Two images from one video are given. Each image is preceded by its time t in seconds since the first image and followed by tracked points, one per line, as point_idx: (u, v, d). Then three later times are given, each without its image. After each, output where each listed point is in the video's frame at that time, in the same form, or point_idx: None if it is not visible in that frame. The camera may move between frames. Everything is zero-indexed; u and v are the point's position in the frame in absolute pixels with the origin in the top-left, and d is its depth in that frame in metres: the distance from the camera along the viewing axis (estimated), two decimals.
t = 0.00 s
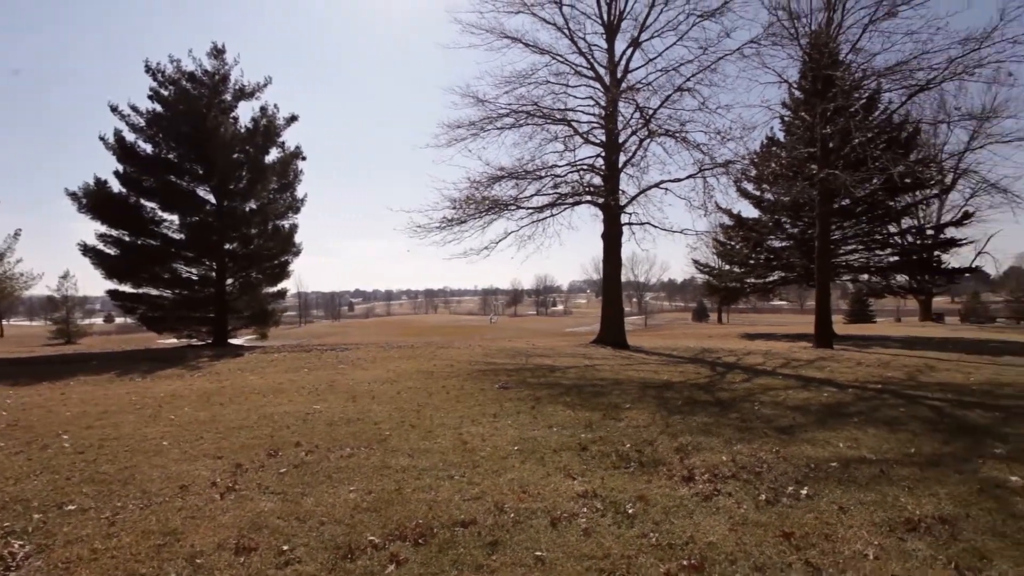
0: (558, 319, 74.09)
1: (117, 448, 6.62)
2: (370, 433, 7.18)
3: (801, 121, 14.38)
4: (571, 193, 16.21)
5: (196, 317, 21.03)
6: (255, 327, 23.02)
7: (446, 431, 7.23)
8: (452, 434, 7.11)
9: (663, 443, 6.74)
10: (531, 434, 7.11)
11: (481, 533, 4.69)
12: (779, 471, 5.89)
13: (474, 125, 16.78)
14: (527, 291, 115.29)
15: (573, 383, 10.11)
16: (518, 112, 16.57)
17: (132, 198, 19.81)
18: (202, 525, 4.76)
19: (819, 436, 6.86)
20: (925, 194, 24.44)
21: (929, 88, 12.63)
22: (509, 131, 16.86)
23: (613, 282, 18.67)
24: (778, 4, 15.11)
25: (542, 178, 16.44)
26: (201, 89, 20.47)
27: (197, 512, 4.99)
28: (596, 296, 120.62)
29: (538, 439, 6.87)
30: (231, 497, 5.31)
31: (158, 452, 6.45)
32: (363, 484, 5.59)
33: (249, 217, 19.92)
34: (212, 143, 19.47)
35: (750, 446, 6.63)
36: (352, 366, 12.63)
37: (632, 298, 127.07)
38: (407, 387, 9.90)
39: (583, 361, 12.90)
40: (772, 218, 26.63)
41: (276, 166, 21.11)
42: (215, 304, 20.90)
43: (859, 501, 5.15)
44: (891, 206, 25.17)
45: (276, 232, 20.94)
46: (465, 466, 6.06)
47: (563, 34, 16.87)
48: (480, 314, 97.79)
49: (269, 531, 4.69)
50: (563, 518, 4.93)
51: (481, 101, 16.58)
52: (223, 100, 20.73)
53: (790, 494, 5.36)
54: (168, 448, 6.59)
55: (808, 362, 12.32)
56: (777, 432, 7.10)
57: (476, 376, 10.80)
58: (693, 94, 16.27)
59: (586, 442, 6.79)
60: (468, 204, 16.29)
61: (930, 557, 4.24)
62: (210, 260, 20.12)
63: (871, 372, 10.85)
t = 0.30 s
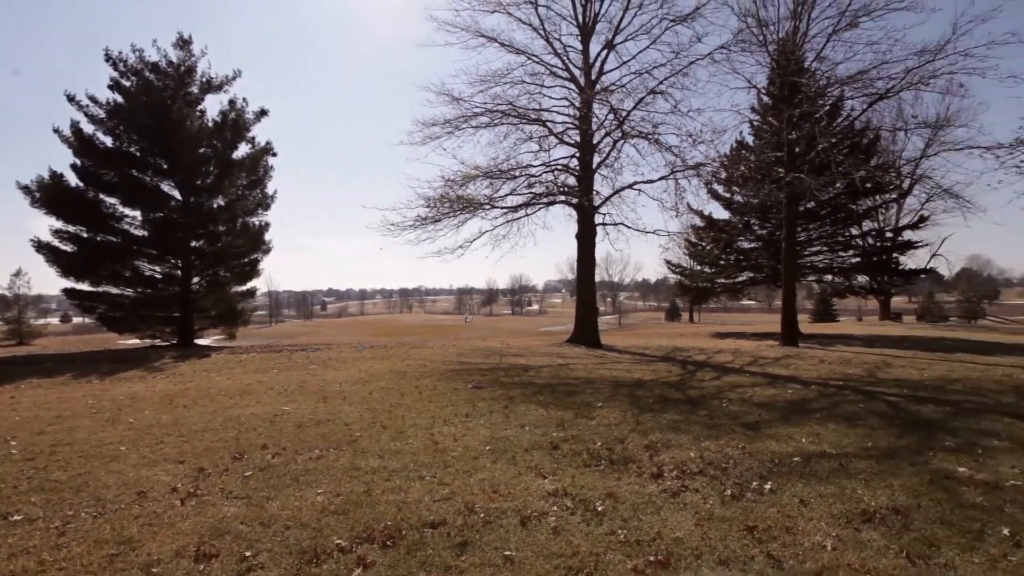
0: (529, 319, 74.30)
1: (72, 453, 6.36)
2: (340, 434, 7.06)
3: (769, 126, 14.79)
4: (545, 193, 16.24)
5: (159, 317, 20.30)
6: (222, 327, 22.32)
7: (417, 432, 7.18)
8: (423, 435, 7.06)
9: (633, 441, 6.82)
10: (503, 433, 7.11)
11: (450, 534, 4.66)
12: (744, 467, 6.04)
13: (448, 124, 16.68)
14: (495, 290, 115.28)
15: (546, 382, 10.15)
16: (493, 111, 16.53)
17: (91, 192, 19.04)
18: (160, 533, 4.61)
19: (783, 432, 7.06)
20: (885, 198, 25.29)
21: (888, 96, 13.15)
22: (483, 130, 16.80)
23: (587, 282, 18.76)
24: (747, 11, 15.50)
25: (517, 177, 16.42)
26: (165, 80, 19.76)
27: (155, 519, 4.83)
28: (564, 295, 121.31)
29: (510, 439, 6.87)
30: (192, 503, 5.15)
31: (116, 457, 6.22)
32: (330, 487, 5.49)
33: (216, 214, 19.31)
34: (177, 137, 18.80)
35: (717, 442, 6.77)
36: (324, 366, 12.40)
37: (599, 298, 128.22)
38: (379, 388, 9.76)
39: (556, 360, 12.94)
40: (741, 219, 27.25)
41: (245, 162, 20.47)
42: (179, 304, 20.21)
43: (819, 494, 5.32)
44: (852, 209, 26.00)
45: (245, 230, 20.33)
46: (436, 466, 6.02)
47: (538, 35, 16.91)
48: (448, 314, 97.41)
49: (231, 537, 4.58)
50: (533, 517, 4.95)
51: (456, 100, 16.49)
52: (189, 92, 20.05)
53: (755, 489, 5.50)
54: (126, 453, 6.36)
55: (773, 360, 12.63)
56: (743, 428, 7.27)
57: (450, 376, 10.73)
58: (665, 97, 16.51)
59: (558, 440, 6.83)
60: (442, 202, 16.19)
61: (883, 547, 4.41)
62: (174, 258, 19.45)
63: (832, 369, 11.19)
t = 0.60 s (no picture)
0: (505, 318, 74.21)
1: (32, 458, 6.12)
2: (313, 435, 6.94)
3: (744, 128, 15.09)
4: (523, 192, 16.23)
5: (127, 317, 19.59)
6: (194, 327, 21.65)
7: (393, 431, 7.11)
8: (399, 434, 6.99)
9: (609, 439, 6.88)
10: (480, 432, 7.08)
11: (425, 535, 4.63)
12: (716, 463, 6.15)
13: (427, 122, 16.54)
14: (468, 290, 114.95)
15: (524, 380, 10.15)
16: (472, 109, 16.45)
17: (53, 187, 18.36)
18: (122, 540, 4.47)
19: (755, 428, 7.21)
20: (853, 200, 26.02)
21: (857, 101, 13.55)
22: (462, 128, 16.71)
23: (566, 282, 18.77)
24: (723, 15, 15.79)
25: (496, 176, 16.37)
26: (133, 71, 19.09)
27: (117, 525, 4.68)
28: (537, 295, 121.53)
29: (485, 438, 6.85)
30: (157, 508, 5.01)
31: (78, 462, 6.01)
32: (302, 489, 5.39)
33: (188, 210, 18.80)
34: (146, 130, 18.23)
35: (691, 439, 6.87)
36: (300, 366, 12.18)
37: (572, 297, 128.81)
38: (355, 387, 9.62)
39: (534, 359, 12.95)
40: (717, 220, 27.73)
41: (218, 156, 20.03)
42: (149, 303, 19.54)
43: (788, 488, 5.45)
44: (823, 210, 26.66)
45: (218, 226, 19.76)
46: (412, 466, 5.97)
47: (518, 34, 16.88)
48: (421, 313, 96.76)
49: (197, 542, 4.47)
50: (507, 515, 4.94)
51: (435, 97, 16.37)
52: (158, 84, 19.40)
53: (726, 484, 5.61)
54: (89, 457, 6.15)
55: (747, 358, 12.87)
56: (716, 425, 7.40)
57: (428, 375, 10.64)
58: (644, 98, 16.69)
59: (534, 439, 6.84)
60: (421, 201, 16.07)
61: (848, 539, 4.55)
62: (143, 255, 18.82)
63: (803, 367, 11.45)
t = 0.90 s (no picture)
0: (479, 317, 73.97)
1: None
2: (287, 436, 6.82)
3: (720, 130, 15.35)
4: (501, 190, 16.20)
5: (93, 317, 18.90)
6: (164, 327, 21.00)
7: (368, 431, 7.03)
8: (375, 434, 6.92)
9: (586, 436, 6.93)
10: (457, 431, 7.06)
11: (399, 535, 4.60)
12: (690, 459, 6.24)
13: (406, 118, 16.41)
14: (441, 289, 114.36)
15: (503, 379, 10.13)
16: (452, 107, 16.36)
17: (14, 181, 17.65)
18: (82, 548, 4.33)
19: (728, 424, 7.34)
20: (825, 201, 26.66)
21: (828, 105, 13.92)
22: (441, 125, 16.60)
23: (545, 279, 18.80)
24: (702, 18, 16.04)
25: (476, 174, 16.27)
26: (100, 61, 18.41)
27: (77, 533, 4.53)
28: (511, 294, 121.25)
29: (462, 437, 6.83)
30: (121, 513, 4.86)
31: (38, 467, 5.78)
32: (274, 491, 5.30)
33: (159, 206, 18.26)
34: (114, 123, 17.65)
35: (666, 436, 6.97)
36: (275, 366, 11.93)
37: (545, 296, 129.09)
38: (331, 387, 9.48)
39: (513, 357, 12.95)
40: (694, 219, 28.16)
41: (190, 151, 19.50)
42: (117, 302, 18.91)
43: (760, 483, 5.57)
44: (796, 211, 27.26)
45: (189, 223, 19.33)
46: (387, 467, 5.92)
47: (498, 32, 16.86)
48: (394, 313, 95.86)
49: (163, 548, 4.35)
50: (482, 515, 4.94)
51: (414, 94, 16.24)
52: (127, 74, 18.75)
53: (699, 480, 5.70)
54: (49, 462, 5.93)
55: (722, 356, 13.09)
56: (691, 421, 7.52)
57: (406, 374, 10.54)
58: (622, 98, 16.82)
59: (511, 438, 6.85)
60: (400, 198, 15.92)
61: (815, 531, 4.67)
62: (110, 252, 18.24)
63: (777, 363, 11.70)
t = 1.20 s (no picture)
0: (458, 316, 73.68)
1: None
2: (265, 436, 6.71)
3: (701, 130, 15.53)
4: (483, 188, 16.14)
5: (64, 315, 18.37)
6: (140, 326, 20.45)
7: (348, 431, 6.95)
8: (355, 434, 6.84)
9: (567, 434, 6.96)
10: (439, 430, 7.03)
11: (376, 536, 4.56)
12: (669, 455, 6.31)
13: (388, 115, 16.25)
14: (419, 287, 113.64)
15: (485, 377, 10.11)
16: (434, 104, 16.25)
17: None
18: (47, 554, 4.20)
19: (707, 421, 7.44)
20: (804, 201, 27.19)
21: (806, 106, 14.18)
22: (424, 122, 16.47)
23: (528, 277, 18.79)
24: (684, 18, 16.21)
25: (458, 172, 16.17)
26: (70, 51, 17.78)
27: (42, 539, 4.39)
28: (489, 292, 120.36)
29: (443, 435, 6.80)
30: (89, 518, 4.73)
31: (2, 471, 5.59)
32: (249, 493, 5.20)
33: (131, 201, 17.79)
34: (86, 116, 17.20)
35: (647, 433, 7.03)
36: (254, 365, 11.71)
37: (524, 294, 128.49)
38: (310, 387, 9.35)
39: (496, 355, 12.92)
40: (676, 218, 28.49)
41: (165, 146, 19.01)
42: (89, 300, 18.39)
43: (737, 478, 5.66)
44: (775, 211, 27.74)
45: (164, 220, 18.78)
46: (367, 466, 5.86)
47: (481, 29, 16.78)
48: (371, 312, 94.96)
49: (134, 552, 4.25)
50: (461, 513, 4.92)
51: (396, 90, 16.09)
52: (98, 65, 18.16)
53: (678, 476, 5.77)
54: (14, 466, 5.73)
55: (702, 353, 13.26)
56: (672, 418, 7.60)
57: (388, 373, 10.43)
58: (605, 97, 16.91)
59: (492, 436, 6.83)
60: (382, 195, 15.76)
61: (790, 525, 4.76)
62: (82, 249, 17.77)
63: (755, 360, 11.90)
